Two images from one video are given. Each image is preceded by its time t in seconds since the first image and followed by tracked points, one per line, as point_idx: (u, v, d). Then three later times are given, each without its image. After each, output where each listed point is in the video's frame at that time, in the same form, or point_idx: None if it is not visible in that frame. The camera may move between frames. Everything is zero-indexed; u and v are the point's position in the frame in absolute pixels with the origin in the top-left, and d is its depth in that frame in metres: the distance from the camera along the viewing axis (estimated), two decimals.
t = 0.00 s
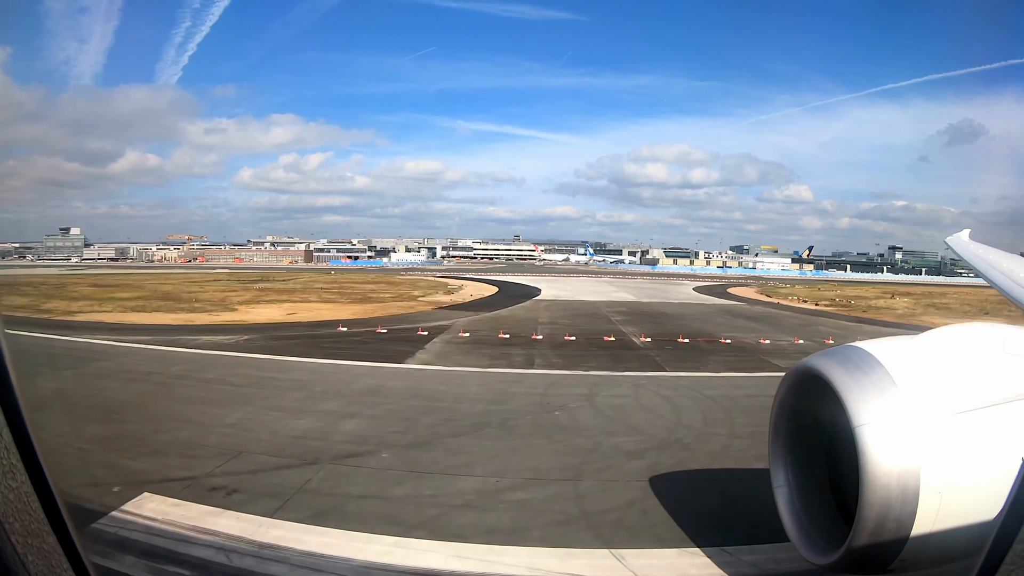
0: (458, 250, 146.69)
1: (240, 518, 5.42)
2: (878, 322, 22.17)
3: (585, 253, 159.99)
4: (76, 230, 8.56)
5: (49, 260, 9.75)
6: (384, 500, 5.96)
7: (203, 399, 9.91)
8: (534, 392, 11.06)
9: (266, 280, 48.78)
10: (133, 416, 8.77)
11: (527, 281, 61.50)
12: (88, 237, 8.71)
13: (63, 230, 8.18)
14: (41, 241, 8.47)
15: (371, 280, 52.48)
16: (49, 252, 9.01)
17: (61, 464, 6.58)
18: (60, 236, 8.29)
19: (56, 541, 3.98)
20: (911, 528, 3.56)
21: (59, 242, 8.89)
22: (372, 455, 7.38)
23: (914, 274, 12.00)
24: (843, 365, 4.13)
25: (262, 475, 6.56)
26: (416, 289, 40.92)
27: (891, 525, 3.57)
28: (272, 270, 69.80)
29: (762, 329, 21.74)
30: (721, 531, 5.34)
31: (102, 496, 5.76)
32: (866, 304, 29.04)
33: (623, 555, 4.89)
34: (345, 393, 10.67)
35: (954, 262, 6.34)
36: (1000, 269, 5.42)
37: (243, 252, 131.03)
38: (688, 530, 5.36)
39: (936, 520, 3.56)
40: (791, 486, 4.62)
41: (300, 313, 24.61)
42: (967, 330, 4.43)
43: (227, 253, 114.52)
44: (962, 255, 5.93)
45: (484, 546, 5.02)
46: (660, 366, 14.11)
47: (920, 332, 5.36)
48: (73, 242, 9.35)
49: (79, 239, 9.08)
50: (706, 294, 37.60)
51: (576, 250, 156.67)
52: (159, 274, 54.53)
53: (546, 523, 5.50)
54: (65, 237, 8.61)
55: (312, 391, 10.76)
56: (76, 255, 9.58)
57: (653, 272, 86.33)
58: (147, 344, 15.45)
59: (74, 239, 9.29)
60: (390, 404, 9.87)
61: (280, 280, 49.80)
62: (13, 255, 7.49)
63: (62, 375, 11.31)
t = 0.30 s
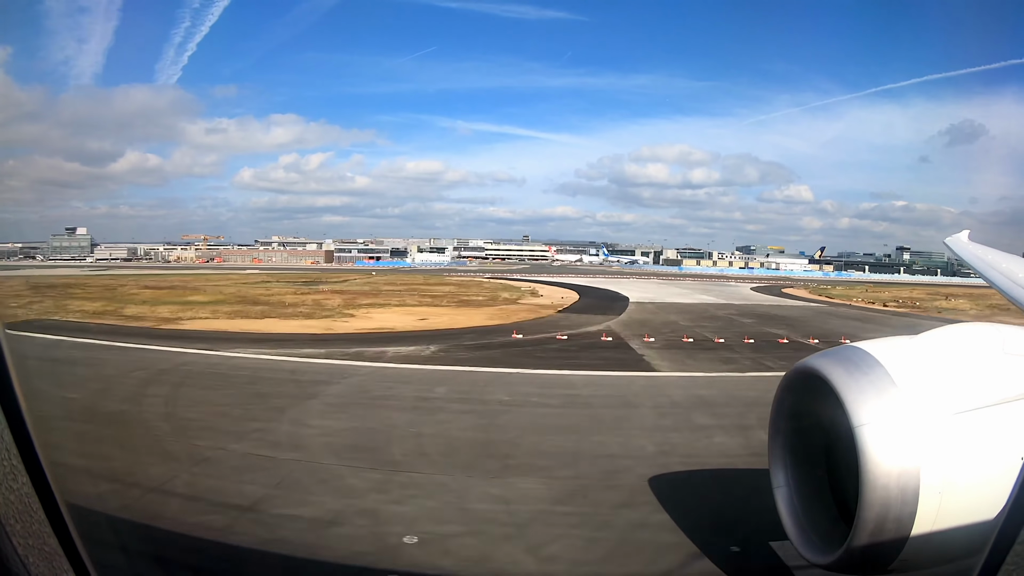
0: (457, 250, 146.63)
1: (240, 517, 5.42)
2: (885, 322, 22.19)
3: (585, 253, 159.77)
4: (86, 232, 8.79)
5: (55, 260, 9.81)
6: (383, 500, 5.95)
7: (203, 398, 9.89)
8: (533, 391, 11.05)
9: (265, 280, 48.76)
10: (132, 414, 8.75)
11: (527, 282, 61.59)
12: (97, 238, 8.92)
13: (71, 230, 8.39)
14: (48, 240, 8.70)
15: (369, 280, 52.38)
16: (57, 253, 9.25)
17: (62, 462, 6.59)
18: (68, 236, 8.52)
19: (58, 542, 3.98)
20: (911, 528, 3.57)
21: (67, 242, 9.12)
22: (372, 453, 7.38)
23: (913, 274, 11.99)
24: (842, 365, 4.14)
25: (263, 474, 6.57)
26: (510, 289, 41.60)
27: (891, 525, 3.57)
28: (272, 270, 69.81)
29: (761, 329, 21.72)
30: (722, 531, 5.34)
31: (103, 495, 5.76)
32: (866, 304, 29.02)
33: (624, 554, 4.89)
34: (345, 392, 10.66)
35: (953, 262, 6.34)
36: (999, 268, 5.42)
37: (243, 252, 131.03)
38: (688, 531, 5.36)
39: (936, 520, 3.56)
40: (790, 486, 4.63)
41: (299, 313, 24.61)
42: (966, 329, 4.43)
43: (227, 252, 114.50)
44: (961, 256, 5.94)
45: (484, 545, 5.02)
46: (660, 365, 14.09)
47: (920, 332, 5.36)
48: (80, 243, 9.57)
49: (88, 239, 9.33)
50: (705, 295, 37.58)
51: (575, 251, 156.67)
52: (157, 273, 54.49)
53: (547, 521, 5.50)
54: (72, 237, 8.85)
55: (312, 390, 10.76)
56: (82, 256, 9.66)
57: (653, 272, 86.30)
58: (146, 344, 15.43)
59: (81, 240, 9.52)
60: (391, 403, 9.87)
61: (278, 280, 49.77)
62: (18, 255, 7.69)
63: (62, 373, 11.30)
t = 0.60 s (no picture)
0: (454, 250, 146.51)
1: (241, 517, 5.42)
2: (885, 322, 22.20)
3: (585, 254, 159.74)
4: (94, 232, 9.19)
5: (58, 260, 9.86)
6: (384, 499, 5.95)
7: (202, 398, 9.89)
8: (533, 390, 11.07)
9: (263, 281, 48.68)
10: (132, 414, 8.75)
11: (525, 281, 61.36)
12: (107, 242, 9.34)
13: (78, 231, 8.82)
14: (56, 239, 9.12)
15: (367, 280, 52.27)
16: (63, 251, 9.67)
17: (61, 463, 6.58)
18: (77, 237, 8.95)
19: (58, 542, 3.97)
20: (911, 529, 3.56)
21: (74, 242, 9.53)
22: (372, 453, 7.38)
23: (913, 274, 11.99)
24: (842, 365, 4.14)
25: (263, 473, 6.57)
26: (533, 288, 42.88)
27: (891, 525, 3.57)
28: (272, 270, 69.81)
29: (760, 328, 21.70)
30: (722, 532, 5.33)
31: (103, 495, 5.76)
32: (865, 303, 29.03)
33: (626, 554, 4.88)
34: (344, 392, 10.66)
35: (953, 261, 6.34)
36: (998, 268, 5.43)
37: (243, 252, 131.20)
38: (688, 531, 5.35)
39: (937, 520, 3.56)
40: (790, 486, 4.63)
41: (298, 313, 24.63)
42: (966, 329, 4.44)
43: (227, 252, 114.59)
44: (960, 256, 5.94)
45: (484, 543, 5.03)
46: (659, 364, 14.09)
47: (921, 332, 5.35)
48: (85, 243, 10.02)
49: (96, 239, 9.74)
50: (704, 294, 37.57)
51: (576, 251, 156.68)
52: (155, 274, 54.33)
53: (547, 520, 5.50)
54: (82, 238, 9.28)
55: (313, 390, 10.75)
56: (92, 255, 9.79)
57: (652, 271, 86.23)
58: (145, 344, 15.42)
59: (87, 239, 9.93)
60: (391, 403, 9.88)
61: (278, 280, 49.69)
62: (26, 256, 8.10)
63: (61, 373, 11.28)
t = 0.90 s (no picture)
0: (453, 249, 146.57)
1: (242, 516, 5.42)
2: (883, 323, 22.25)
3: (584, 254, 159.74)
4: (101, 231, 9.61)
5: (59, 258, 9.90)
6: (384, 498, 5.95)
7: (203, 396, 9.89)
8: (532, 389, 11.07)
9: (261, 280, 48.69)
10: (133, 412, 8.75)
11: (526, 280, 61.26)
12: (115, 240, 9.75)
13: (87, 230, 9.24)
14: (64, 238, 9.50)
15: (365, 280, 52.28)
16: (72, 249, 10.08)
17: (61, 461, 6.57)
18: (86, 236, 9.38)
19: (59, 542, 3.97)
20: (911, 529, 3.57)
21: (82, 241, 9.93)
22: (372, 451, 7.39)
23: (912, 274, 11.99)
24: (842, 364, 4.14)
25: (263, 472, 6.57)
26: (552, 289, 43.49)
27: (891, 526, 3.57)
28: (272, 270, 69.82)
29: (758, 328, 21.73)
30: (722, 531, 5.34)
31: (103, 494, 5.75)
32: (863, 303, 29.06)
33: (627, 555, 4.88)
34: (344, 390, 10.67)
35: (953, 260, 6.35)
36: (999, 268, 5.43)
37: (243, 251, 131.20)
38: (688, 531, 5.35)
39: (936, 521, 3.56)
40: (790, 486, 4.63)
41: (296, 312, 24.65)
42: (965, 330, 4.45)
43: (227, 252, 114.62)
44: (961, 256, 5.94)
45: (484, 543, 5.03)
46: (658, 363, 14.10)
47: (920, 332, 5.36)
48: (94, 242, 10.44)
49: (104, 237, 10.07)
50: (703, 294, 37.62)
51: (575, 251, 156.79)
52: (154, 273, 54.46)
53: (548, 521, 5.50)
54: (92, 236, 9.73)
55: (313, 388, 10.76)
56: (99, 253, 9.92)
57: (651, 271, 86.20)
58: (145, 342, 15.41)
59: (95, 237, 10.34)
60: (391, 401, 9.89)
61: (275, 279, 49.67)
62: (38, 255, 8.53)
63: (61, 371, 11.28)
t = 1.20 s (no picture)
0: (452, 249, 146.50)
1: (242, 516, 5.42)
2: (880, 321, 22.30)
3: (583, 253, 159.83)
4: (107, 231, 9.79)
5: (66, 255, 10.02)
6: (384, 498, 5.95)
7: (201, 395, 9.90)
8: (530, 387, 11.07)
9: (259, 279, 48.65)
10: (130, 412, 8.75)
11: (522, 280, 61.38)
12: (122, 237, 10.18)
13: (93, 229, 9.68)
14: (71, 238, 9.96)
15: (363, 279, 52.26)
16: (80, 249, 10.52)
17: (61, 461, 6.58)
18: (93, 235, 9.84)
19: (59, 543, 3.98)
20: (910, 530, 3.57)
21: (90, 240, 10.39)
22: (371, 450, 7.39)
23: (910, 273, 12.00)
24: (841, 364, 4.15)
25: (262, 472, 6.57)
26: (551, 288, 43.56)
27: (890, 525, 3.58)
28: (271, 270, 69.90)
29: (755, 327, 21.75)
30: (721, 532, 5.35)
31: (102, 495, 5.75)
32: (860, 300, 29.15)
33: (627, 555, 4.88)
34: (342, 388, 10.69)
35: (953, 261, 6.36)
36: (998, 268, 5.44)
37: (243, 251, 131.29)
38: (688, 531, 5.36)
39: (936, 521, 3.57)
40: (790, 486, 4.64)
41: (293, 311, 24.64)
42: (965, 330, 4.45)
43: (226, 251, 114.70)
44: (961, 256, 5.95)
45: (485, 543, 5.04)
46: (656, 362, 14.10)
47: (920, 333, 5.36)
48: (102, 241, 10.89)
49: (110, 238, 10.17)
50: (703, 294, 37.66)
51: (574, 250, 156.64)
52: (150, 271, 54.33)
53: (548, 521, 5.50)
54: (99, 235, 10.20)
55: (311, 386, 10.76)
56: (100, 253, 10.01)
57: (650, 270, 86.34)
58: (143, 341, 15.41)
59: (102, 238, 10.55)
60: (389, 400, 9.91)
61: (273, 279, 49.61)
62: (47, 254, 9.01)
63: (59, 371, 11.29)
